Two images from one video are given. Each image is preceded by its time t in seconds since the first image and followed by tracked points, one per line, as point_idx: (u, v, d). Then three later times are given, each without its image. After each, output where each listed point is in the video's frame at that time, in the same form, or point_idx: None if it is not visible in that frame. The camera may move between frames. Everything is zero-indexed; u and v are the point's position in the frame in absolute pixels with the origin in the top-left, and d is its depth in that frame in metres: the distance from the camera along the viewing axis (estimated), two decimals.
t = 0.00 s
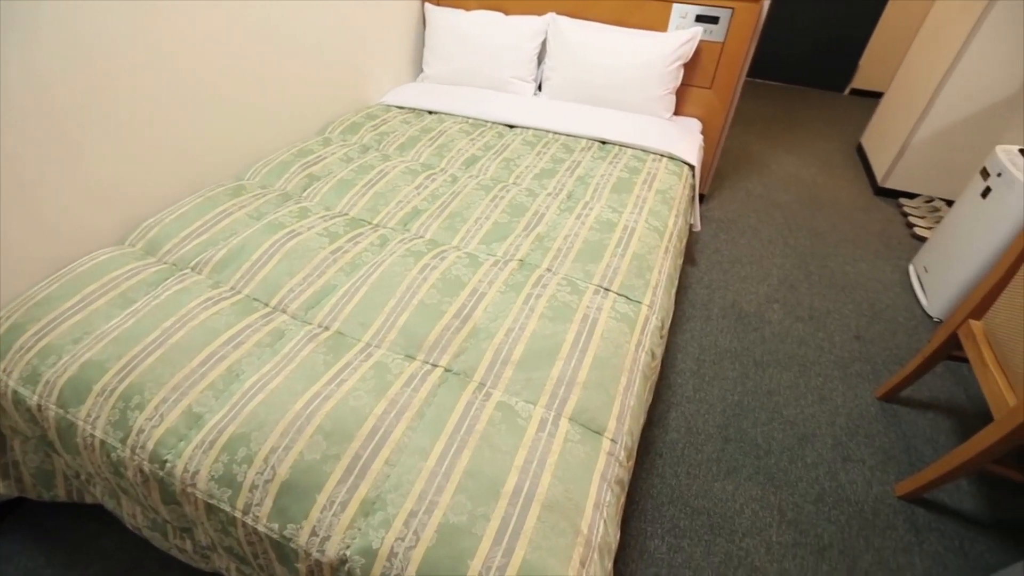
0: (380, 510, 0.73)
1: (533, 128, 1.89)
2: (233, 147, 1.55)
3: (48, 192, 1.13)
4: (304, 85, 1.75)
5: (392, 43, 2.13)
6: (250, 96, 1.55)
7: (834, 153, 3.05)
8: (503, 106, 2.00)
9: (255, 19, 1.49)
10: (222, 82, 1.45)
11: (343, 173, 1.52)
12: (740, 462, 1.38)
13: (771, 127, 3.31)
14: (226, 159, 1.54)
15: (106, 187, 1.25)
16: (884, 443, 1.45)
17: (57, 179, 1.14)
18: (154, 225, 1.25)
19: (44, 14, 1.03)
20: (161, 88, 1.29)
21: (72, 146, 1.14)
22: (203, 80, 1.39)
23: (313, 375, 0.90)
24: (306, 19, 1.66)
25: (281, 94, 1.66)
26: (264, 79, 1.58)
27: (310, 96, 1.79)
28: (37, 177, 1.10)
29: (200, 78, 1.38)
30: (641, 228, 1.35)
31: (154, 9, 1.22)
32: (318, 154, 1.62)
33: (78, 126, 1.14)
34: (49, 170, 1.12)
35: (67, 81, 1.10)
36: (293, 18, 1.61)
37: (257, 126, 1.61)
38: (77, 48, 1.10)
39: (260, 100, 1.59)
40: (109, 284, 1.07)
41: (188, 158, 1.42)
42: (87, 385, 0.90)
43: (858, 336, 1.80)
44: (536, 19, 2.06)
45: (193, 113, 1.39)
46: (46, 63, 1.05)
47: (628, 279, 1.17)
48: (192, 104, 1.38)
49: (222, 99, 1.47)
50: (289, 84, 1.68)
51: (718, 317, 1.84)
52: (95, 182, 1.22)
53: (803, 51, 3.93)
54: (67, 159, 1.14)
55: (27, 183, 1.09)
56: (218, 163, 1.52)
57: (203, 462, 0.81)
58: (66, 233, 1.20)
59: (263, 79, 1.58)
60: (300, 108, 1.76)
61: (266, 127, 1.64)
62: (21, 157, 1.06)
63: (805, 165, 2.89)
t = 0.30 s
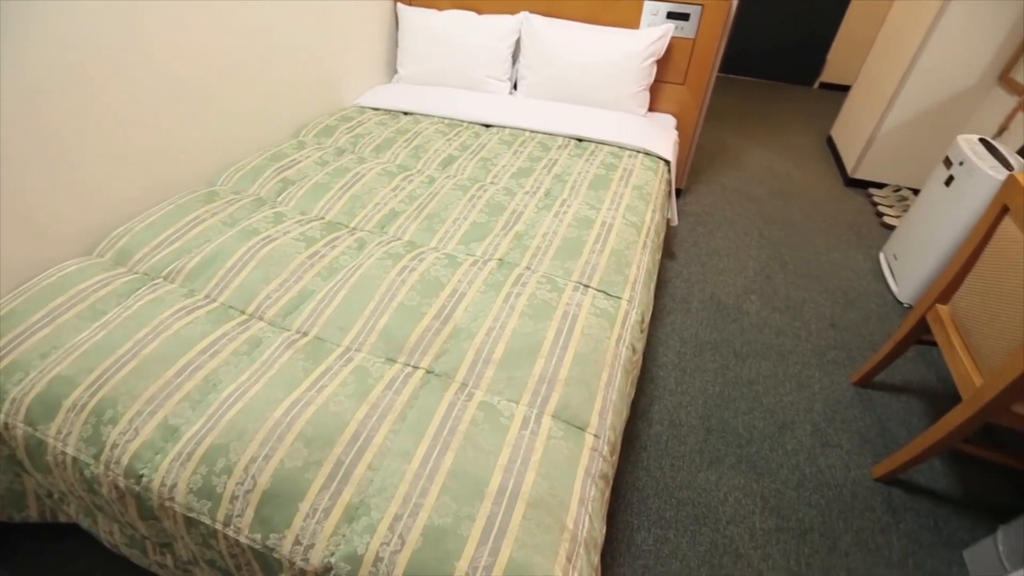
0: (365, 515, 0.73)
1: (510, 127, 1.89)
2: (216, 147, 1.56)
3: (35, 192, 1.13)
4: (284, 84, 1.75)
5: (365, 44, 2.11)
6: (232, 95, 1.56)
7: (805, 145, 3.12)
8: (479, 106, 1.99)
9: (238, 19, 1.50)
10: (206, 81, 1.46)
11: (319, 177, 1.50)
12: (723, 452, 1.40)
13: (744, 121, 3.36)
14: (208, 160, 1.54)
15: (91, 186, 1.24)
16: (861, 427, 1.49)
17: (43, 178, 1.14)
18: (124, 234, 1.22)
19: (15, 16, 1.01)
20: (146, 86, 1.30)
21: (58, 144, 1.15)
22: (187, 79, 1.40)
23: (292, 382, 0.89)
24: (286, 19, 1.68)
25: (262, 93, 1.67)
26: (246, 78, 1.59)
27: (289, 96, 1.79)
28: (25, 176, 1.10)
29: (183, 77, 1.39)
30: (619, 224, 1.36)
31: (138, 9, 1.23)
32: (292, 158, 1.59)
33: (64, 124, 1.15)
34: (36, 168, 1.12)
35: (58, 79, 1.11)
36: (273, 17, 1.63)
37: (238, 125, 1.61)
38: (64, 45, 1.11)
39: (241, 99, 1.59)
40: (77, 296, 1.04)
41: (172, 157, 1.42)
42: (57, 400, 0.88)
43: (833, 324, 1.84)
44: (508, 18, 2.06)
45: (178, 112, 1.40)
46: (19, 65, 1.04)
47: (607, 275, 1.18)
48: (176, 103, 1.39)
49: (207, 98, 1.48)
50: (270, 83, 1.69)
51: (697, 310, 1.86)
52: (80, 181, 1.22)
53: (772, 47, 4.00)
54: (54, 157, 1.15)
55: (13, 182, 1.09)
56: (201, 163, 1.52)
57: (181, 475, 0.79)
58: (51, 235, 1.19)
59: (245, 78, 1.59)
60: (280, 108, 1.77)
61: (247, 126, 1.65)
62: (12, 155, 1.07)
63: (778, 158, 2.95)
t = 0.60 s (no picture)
0: (349, 521, 0.72)
1: (487, 126, 1.89)
2: (201, 147, 1.57)
3: (21, 190, 1.14)
4: (268, 83, 1.77)
5: (338, 45, 2.08)
6: (217, 94, 1.57)
7: (778, 139, 3.17)
8: (456, 106, 1.99)
9: (220, 20, 1.51)
10: (191, 80, 1.47)
11: (294, 181, 1.48)
12: (707, 443, 1.42)
13: (719, 116, 3.41)
14: (192, 159, 1.55)
15: (77, 184, 1.25)
16: (839, 413, 1.52)
17: (29, 177, 1.15)
18: (93, 244, 1.19)
19: None
20: (130, 85, 1.31)
21: (44, 143, 1.16)
22: (172, 78, 1.41)
23: (272, 389, 0.88)
24: (269, 18, 1.69)
25: (246, 92, 1.68)
26: (230, 77, 1.60)
27: (273, 95, 1.81)
28: (12, 174, 1.11)
29: (168, 76, 1.40)
30: (597, 221, 1.37)
31: (122, 8, 1.24)
32: (266, 162, 1.57)
33: (51, 123, 1.16)
34: (22, 167, 1.13)
35: (44, 78, 1.12)
36: (257, 17, 1.64)
37: (223, 125, 1.62)
38: (49, 44, 1.12)
39: (225, 98, 1.61)
40: (45, 309, 1.01)
41: (157, 157, 1.43)
42: (26, 417, 0.85)
43: (809, 313, 1.88)
44: (482, 18, 2.06)
45: (162, 111, 1.41)
46: None
47: (586, 272, 1.19)
48: (161, 101, 1.40)
49: (192, 98, 1.49)
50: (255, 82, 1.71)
51: (678, 303, 1.88)
52: (66, 179, 1.22)
53: (744, 43, 4.06)
54: (36, 158, 1.15)
55: (1, 181, 1.09)
56: (185, 162, 1.53)
57: (159, 488, 0.77)
58: (36, 235, 1.20)
59: (229, 78, 1.60)
60: (264, 107, 1.78)
61: (232, 126, 1.66)
62: None
63: (752, 152, 2.99)
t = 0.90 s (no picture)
0: (334, 527, 0.71)
1: (464, 126, 1.89)
2: (189, 145, 1.59)
3: (18, 189, 1.16)
4: (253, 81, 1.79)
5: (312, 46, 2.06)
6: (204, 92, 1.59)
7: (753, 133, 3.22)
8: (432, 106, 1.98)
9: (201, 25, 1.52)
10: (179, 79, 1.49)
11: (270, 185, 1.46)
12: (691, 435, 1.43)
13: (695, 112, 3.45)
14: (181, 157, 1.57)
15: (71, 185, 1.27)
16: (818, 400, 1.55)
17: (22, 181, 1.16)
18: (61, 254, 1.16)
19: None
20: (121, 84, 1.33)
21: (39, 142, 1.17)
22: (160, 76, 1.43)
23: (252, 397, 0.86)
24: (249, 22, 1.71)
25: (232, 90, 1.70)
26: (216, 76, 1.62)
27: (257, 93, 1.83)
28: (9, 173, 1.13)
29: (157, 75, 1.42)
30: (576, 218, 1.37)
31: (111, 8, 1.26)
32: (240, 167, 1.54)
33: (46, 122, 1.18)
34: (18, 168, 1.15)
35: (37, 80, 1.14)
36: (240, 17, 1.66)
37: (210, 123, 1.64)
38: (42, 44, 1.14)
39: (212, 96, 1.63)
40: (13, 323, 0.98)
41: (148, 155, 1.45)
42: None
43: (787, 304, 1.91)
44: (457, 17, 2.05)
45: (152, 109, 1.43)
46: None
47: (567, 270, 1.19)
48: (151, 100, 1.42)
49: (181, 96, 1.51)
50: (240, 80, 1.73)
51: (659, 298, 1.90)
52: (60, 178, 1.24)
53: (717, 39, 4.12)
54: (25, 166, 1.16)
55: None
56: (174, 161, 1.55)
57: (137, 503, 0.76)
58: (28, 236, 1.21)
59: (215, 75, 1.62)
60: (248, 105, 1.80)
61: (218, 124, 1.68)
62: None
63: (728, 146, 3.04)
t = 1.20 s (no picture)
0: (318, 535, 0.71)
1: (441, 126, 1.88)
2: (177, 143, 1.62)
3: (17, 189, 1.19)
4: (238, 79, 1.82)
5: (284, 48, 2.03)
6: (191, 90, 1.62)
7: (728, 128, 3.26)
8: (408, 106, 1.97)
9: (188, 29, 1.56)
10: (166, 77, 1.52)
11: (244, 190, 1.43)
12: (674, 427, 1.45)
13: (670, 108, 3.48)
14: (169, 156, 1.60)
15: (67, 185, 1.31)
16: (797, 388, 1.58)
17: (19, 181, 1.19)
18: (27, 266, 1.12)
19: None
20: (114, 85, 1.37)
21: (36, 142, 1.21)
22: (152, 79, 1.47)
23: (230, 407, 0.85)
24: (234, 24, 1.74)
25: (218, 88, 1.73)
26: (203, 74, 1.65)
27: (241, 96, 1.85)
28: (7, 171, 1.17)
29: (146, 74, 1.45)
30: (555, 216, 1.38)
31: (103, 13, 1.30)
32: (213, 173, 1.51)
33: (42, 124, 1.21)
34: (18, 168, 1.18)
35: (35, 83, 1.18)
36: (225, 20, 1.70)
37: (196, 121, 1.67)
38: (38, 47, 1.18)
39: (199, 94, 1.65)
40: None
41: (139, 153, 1.48)
42: None
43: (764, 295, 1.95)
44: (431, 17, 2.04)
45: (142, 108, 1.46)
46: None
47: (547, 268, 1.20)
48: (141, 99, 1.45)
49: (168, 93, 1.54)
50: (225, 79, 1.76)
51: (640, 293, 1.92)
52: (57, 177, 1.28)
53: (691, 36, 4.17)
54: (22, 166, 1.19)
55: None
56: (162, 159, 1.57)
57: (113, 520, 0.74)
58: (19, 237, 1.23)
59: (202, 75, 1.65)
60: (234, 102, 1.82)
61: (205, 122, 1.71)
62: None
63: (703, 141, 3.07)
